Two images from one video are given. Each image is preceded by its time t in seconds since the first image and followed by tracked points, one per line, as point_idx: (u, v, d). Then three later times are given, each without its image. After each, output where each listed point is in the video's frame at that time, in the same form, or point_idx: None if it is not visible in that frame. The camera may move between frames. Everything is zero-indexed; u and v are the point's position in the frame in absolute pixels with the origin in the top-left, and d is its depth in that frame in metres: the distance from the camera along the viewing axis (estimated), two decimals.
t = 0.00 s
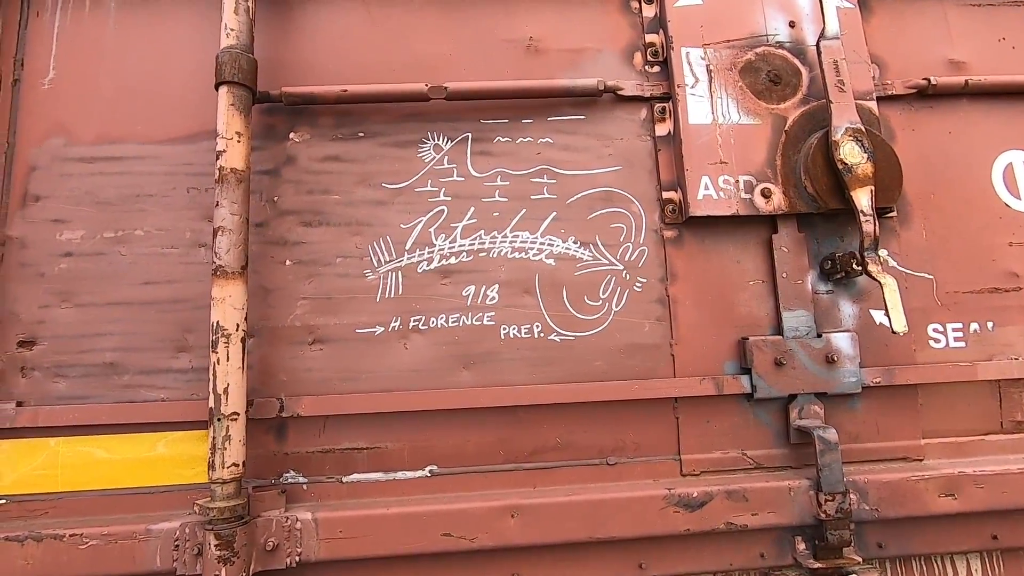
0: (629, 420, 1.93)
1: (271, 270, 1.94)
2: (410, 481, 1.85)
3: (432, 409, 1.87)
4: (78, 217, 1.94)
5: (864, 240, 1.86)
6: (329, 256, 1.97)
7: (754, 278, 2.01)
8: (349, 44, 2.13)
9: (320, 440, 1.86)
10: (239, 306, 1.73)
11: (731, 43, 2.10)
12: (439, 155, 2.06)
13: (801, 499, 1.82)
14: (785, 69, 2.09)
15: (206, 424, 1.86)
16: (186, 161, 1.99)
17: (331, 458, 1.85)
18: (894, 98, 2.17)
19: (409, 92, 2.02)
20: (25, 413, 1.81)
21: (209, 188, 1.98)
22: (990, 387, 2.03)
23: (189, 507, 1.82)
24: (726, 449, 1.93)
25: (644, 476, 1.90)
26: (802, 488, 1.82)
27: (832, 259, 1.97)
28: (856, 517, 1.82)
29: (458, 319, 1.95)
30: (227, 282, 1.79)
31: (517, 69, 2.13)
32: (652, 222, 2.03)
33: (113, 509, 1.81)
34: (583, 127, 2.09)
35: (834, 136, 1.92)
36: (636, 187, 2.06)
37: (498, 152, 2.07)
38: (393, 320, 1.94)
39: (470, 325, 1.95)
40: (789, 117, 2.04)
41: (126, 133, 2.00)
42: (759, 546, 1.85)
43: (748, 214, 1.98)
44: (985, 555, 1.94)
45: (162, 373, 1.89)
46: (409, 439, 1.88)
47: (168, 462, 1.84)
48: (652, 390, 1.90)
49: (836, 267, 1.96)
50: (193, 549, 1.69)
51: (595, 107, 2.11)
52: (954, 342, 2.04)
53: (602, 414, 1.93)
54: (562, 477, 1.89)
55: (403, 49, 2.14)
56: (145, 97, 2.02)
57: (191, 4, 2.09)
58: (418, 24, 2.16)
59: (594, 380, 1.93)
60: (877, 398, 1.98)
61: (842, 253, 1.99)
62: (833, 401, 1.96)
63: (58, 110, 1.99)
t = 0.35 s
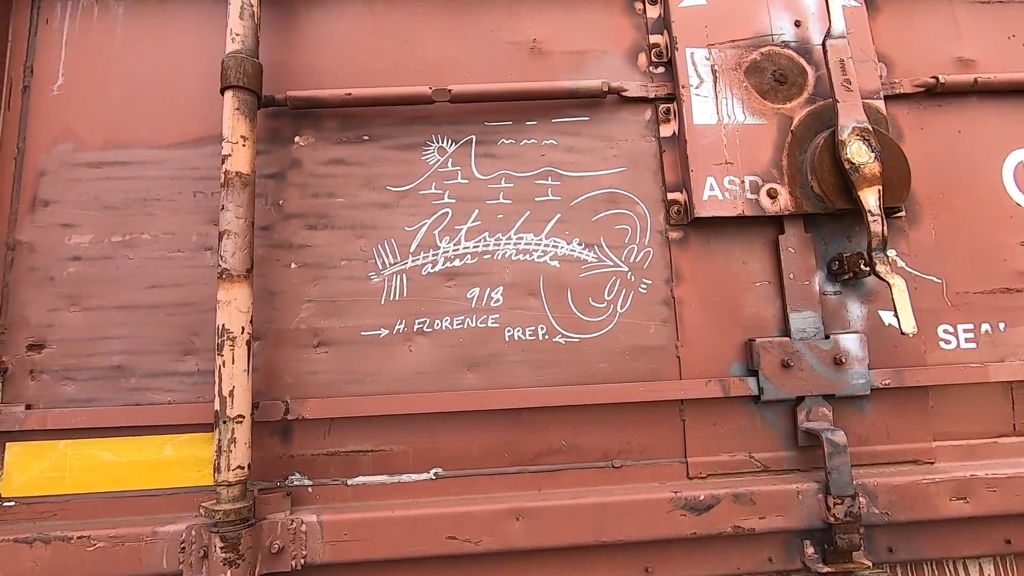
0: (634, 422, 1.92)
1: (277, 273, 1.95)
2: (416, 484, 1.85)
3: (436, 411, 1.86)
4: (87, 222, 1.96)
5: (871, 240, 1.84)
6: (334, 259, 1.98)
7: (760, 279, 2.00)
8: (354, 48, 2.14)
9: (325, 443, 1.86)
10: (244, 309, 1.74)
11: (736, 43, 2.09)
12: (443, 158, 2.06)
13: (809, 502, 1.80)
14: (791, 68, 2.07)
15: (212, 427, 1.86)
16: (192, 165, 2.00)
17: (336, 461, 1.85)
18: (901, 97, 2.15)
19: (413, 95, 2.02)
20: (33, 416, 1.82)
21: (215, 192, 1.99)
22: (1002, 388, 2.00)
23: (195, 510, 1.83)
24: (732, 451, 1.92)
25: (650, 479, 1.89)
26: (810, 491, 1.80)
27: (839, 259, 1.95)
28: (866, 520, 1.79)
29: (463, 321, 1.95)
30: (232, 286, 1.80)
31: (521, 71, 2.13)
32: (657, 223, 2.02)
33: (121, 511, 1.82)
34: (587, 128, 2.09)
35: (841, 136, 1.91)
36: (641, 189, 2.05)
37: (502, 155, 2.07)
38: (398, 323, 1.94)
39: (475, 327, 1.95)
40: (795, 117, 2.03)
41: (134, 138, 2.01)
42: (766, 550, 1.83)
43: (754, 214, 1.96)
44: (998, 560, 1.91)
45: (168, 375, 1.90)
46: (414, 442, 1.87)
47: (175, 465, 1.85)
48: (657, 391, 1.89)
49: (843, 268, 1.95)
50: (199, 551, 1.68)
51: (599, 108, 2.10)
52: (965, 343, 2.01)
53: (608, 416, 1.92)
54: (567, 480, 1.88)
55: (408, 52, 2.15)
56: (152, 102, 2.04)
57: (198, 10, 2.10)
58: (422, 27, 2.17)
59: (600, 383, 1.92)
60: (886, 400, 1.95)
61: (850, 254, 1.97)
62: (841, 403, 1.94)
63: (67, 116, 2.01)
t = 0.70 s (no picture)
0: (635, 423, 1.91)
1: (277, 275, 1.95)
2: (416, 485, 1.84)
3: (436, 412, 1.86)
4: (89, 224, 1.97)
5: (874, 240, 1.82)
6: (334, 260, 1.98)
7: (762, 279, 1.98)
8: (354, 49, 2.14)
9: (325, 444, 1.86)
10: (244, 311, 1.74)
11: (737, 42, 2.08)
12: (443, 159, 2.06)
13: (812, 504, 1.78)
14: (792, 67, 2.06)
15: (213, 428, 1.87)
16: (193, 167, 2.01)
17: (336, 462, 1.85)
18: (905, 95, 2.13)
19: (413, 96, 2.02)
20: (36, 417, 1.83)
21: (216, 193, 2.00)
22: (1008, 389, 1.97)
23: (196, 511, 1.84)
24: (734, 453, 1.90)
25: (651, 480, 1.88)
26: (813, 492, 1.78)
27: (842, 259, 1.93)
28: (869, 522, 1.78)
29: (463, 322, 1.95)
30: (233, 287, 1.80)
31: (521, 72, 2.13)
32: (658, 223, 2.01)
33: (122, 512, 1.82)
34: (587, 128, 2.08)
35: (843, 135, 1.89)
36: (641, 188, 2.04)
37: (502, 155, 2.06)
38: (398, 324, 1.94)
39: (475, 328, 1.94)
40: (796, 116, 2.01)
41: (136, 140, 2.02)
42: (769, 552, 1.81)
43: (756, 214, 1.95)
44: (1005, 562, 1.88)
45: (170, 376, 1.90)
46: (414, 443, 1.87)
47: (176, 466, 1.85)
48: (658, 392, 1.88)
49: (846, 268, 1.93)
50: (199, 552, 1.68)
51: (599, 108, 2.09)
52: (970, 343, 1.99)
53: (609, 417, 1.91)
54: (568, 482, 1.87)
55: (408, 53, 2.15)
56: (153, 105, 2.05)
57: (199, 12, 2.11)
58: (422, 28, 2.17)
59: (600, 383, 1.91)
60: (890, 400, 1.94)
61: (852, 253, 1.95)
62: (844, 404, 1.92)
63: (70, 119, 2.02)
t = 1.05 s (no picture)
0: (624, 420, 1.93)
1: (272, 274, 1.99)
2: (407, 481, 1.87)
3: (428, 409, 1.89)
4: (88, 224, 2.01)
5: (860, 240, 1.84)
6: (328, 259, 2.01)
7: (750, 279, 2.00)
8: (349, 52, 2.18)
9: (319, 440, 1.89)
10: (239, 309, 1.77)
11: (727, 43, 2.10)
12: (436, 160, 2.09)
13: (797, 501, 1.80)
14: (781, 68, 2.08)
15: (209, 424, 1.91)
16: (190, 168, 2.05)
17: (329, 458, 1.88)
18: (895, 95, 2.15)
19: (406, 98, 2.05)
20: (36, 413, 1.87)
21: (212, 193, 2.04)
22: (995, 387, 1.99)
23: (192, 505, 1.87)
24: (722, 450, 1.92)
25: (640, 477, 1.90)
26: (798, 489, 1.80)
27: (830, 259, 1.95)
28: (855, 519, 1.80)
29: (454, 321, 1.98)
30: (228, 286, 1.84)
31: (514, 73, 2.16)
32: (647, 223, 2.04)
33: (120, 506, 1.86)
34: (578, 129, 2.11)
35: (830, 136, 1.91)
36: (631, 189, 2.06)
37: (494, 156, 2.09)
38: (390, 322, 1.97)
39: (466, 326, 1.97)
40: (785, 117, 2.03)
41: (134, 142, 2.06)
42: (755, 548, 1.83)
43: (744, 214, 1.97)
44: (991, 560, 1.90)
45: (167, 373, 1.94)
46: (406, 440, 1.90)
47: (173, 461, 1.89)
48: (646, 390, 1.90)
49: (833, 267, 1.95)
50: (195, 545, 1.73)
51: (591, 109, 2.12)
52: (958, 342, 2.01)
53: (598, 415, 1.93)
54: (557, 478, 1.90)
55: (402, 55, 2.18)
56: (151, 107, 2.08)
57: (197, 16, 2.15)
58: (415, 30, 2.20)
59: (590, 381, 1.93)
60: (877, 399, 1.96)
61: (840, 253, 1.97)
62: (831, 403, 1.95)
63: (70, 121, 2.06)
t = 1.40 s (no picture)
0: (567, 416, 2.00)
1: (227, 272, 2.04)
2: (356, 474, 1.93)
3: (377, 404, 1.95)
4: (46, 222, 2.05)
5: (790, 245, 1.94)
6: (282, 259, 2.07)
7: (689, 281, 2.09)
8: (308, 58, 2.24)
9: (270, 434, 1.94)
10: (190, 306, 1.82)
11: (671, 56, 2.20)
12: (390, 163, 2.16)
13: (728, 493, 1.89)
14: (722, 81, 2.18)
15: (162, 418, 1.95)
16: (148, 168, 2.10)
17: (280, 452, 1.94)
18: (830, 108, 2.26)
19: (361, 103, 2.12)
20: None
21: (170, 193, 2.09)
22: (919, 386, 2.10)
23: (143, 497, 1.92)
24: (660, 444, 2.00)
25: (581, 470, 1.97)
26: (729, 482, 1.89)
27: (763, 263, 2.05)
28: (782, 510, 1.89)
29: (405, 320, 2.04)
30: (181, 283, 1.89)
31: (468, 81, 2.24)
32: (592, 227, 2.12)
33: (72, 498, 1.90)
34: (528, 135, 2.19)
35: (764, 146, 2.01)
36: (577, 194, 2.15)
37: (446, 161, 2.17)
38: (342, 320, 2.03)
39: (416, 325, 2.04)
40: (724, 127, 2.13)
41: (94, 142, 2.11)
42: (688, 538, 1.92)
43: (683, 219, 2.06)
44: (912, 549, 2.00)
45: (122, 369, 1.98)
46: (355, 434, 1.95)
47: (125, 454, 1.93)
48: (587, 387, 1.98)
49: (767, 271, 2.05)
50: (142, 535, 1.77)
51: (541, 116, 2.20)
52: (885, 343, 2.11)
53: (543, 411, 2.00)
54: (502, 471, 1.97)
55: (359, 62, 2.24)
56: (111, 108, 2.13)
57: (158, 20, 2.20)
58: (373, 38, 2.27)
59: (534, 378, 2.01)
60: (807, 396, 2.05)
61: (774, 258, 2.07)
62: (764, 400, 2.04)
63: (30, 121, 2.11)
